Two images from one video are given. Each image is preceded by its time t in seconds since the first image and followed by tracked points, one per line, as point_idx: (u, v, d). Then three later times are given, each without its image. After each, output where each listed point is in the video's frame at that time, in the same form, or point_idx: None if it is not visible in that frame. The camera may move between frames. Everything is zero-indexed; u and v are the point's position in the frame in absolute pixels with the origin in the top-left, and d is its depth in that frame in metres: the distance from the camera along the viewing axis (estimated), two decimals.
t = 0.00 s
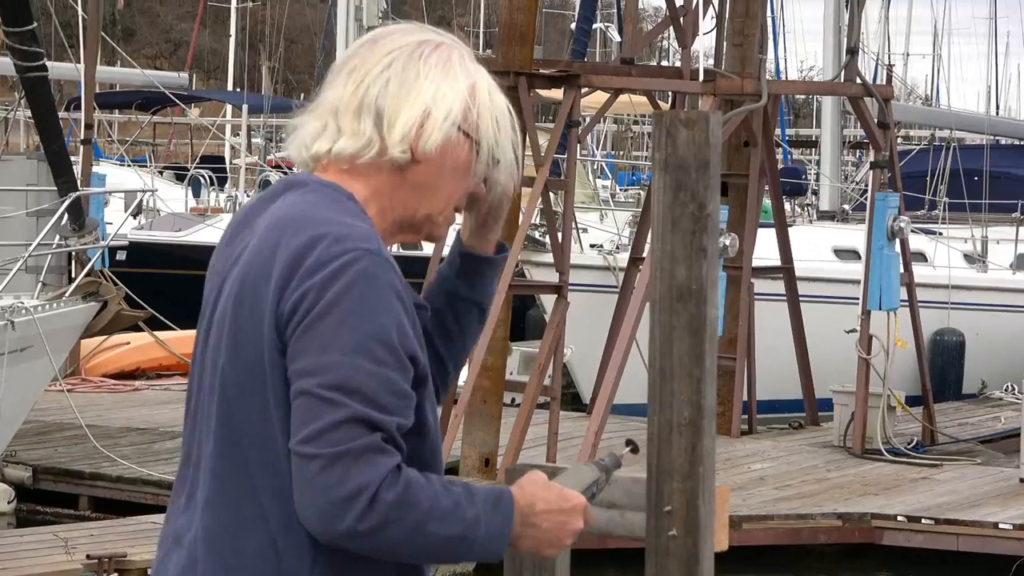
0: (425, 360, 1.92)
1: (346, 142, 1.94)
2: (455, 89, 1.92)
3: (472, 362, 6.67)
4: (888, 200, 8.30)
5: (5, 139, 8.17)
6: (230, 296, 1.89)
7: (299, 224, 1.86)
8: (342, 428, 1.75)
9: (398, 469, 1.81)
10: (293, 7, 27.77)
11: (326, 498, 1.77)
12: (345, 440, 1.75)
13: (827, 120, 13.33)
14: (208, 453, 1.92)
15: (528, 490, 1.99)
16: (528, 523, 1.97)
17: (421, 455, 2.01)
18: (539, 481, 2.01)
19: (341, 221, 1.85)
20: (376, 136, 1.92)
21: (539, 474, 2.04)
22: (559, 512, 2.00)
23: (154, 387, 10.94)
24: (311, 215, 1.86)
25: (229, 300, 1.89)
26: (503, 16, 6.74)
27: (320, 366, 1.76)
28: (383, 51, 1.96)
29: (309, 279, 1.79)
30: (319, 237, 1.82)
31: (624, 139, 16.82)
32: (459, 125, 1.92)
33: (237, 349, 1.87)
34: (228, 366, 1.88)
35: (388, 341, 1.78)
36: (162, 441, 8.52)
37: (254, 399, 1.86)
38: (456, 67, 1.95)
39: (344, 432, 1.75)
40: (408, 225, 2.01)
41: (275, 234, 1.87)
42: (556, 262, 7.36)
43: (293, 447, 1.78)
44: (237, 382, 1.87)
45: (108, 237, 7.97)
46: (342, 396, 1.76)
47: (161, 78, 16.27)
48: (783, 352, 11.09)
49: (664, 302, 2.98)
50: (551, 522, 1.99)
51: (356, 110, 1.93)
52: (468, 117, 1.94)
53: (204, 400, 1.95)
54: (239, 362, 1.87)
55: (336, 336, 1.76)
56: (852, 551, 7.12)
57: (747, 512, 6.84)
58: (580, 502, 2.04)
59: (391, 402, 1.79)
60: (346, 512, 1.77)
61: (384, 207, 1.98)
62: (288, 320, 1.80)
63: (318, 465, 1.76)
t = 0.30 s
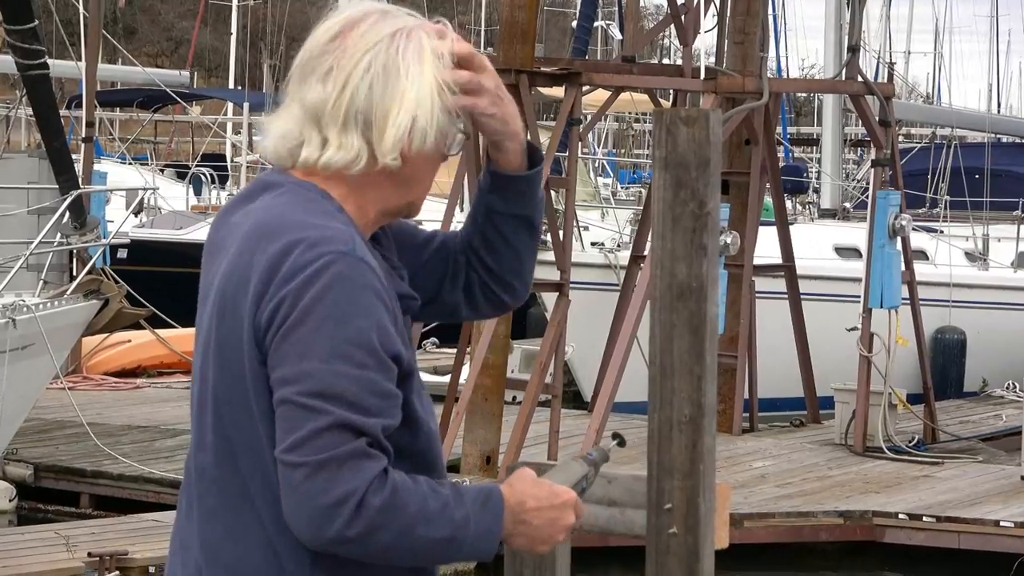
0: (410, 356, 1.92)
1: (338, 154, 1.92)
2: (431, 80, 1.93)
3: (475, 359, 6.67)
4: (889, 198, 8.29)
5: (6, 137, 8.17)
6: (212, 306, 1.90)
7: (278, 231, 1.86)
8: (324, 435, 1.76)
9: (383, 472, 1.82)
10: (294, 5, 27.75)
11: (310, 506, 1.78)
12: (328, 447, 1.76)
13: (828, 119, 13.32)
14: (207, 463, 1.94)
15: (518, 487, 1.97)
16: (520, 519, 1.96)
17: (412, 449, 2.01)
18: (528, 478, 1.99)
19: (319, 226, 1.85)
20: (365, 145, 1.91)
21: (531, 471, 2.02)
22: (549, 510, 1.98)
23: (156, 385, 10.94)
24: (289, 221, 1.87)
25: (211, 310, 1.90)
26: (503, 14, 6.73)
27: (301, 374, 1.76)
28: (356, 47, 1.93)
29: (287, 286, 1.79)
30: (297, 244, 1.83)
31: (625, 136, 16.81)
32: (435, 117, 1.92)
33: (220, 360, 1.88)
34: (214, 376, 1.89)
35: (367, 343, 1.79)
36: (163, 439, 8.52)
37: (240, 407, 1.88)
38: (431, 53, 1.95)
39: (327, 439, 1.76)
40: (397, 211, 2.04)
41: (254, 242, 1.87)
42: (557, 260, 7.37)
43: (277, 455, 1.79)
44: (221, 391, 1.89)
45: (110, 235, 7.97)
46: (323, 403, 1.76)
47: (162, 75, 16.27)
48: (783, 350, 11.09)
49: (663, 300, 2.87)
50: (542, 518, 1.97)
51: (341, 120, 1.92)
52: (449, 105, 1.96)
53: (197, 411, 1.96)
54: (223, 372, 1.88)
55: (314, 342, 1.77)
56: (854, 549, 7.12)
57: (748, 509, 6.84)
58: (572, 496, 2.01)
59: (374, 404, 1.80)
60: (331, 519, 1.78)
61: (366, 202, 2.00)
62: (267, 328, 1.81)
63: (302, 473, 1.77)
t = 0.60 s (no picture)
0: (414, 352, 1.92)
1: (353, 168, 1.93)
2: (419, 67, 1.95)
3: (477, 357, 6.66)
4: (890, 195, 8.30)
5: (7, 136, 8.16)
6: (218, 304, 1.90)
7: (282, 229, 1.86)
8: (326, 432, 1.76)
9: (386, 470, 1.81)
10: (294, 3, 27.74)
11: (312, 503, 1.77)
12: (331, 443, 1.76)
13: (828, 116, 13.32)
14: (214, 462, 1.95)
15: (518, 487, 1.98)
16: (521, 521, 1.96)
17: (418, 445, 2.01)
18: (531, 480, 1.99)
19: (324, 223, 1.85)
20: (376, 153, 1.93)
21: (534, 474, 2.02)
22: (553, 511, 1.99)
23: (157, 383, 10.95)
24: (293, 218, 1.87)
25: (218, 307, 1.90)
26: (504, 11, 6.73)
27: (304, 370, 1.77)
28: (349, 54, 1.93)
29: (290, 284, 1.79)
30: (300, 242, 1.83)
31: (626, 134, 16.80)
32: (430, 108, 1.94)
33: (224, 357, 1.88)
34: (219, 373, 1.90)
35: (372, 339, 1.79)
36: (165, 437, 8.53)
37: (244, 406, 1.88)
38: (415, 41, 1.96)
39: (330, 435, 1.76)
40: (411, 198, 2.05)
41: (259, 239, 1.87)
42: (558, 258, 7.37)
43: (281, 451, 1.79)
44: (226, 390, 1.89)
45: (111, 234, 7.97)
46: (327, 399, 1.76)
47: (163, 74, 16.26)
48: (784, 347, 11.08)
49: (665, 299, 2.79)
50: (545, 520, 1.98)
51: (349, 134, 1.92)
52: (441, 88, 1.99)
53: (203, 408, 1.97)
54: (227, 369, 1.88)
55: (318, 339, 1.77)
56: (856, 546, 7.12)
57: (750, 507, 6.84)
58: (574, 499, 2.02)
59: (377, 401, 1.80)
60: (333, 516, 1.78)
61: (379, 201, 2.01)
62: (270, 325, 1.81)
63: (304, 469, 1.77)
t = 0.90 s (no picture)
0: (428, 351, 1.91)
1: (343, 161, 1.93)
2: (429, 68, 1.92)
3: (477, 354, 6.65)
4: (892, 192, 8.31)
5: (8, 132, 8.17)
6: (234, 297, 1.89)
7: (300, 223, 1.86)
8: (338, 426, 1.75)
9: (396, 467, 1.81)
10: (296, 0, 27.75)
11: (322, 498, 1.77)
12: (342, 438, 1.75)
13: (829, 113, 13.32)
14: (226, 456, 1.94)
15: (530, 490, 1.97)
16: (532, 523, 1.95)
17: (428, 444, 2.01)
18: (541, 482, 1.98)
19: (343, 218, 1.85)
20: (373, 147, 1.92)
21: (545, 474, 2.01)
22: (565, 513, 1.97)
23: (158, 379, 10.95)
24: (310, 213, 1.86)
25: (234, 300, 1.89)
26: (506, 8, 6.73)
27: (317, 364, 1.76)
28: (356, 49, 1.92)
29: (306, 278, 1.79)
30: (317, 237, 1.82)
31: (627, 131, 16.79)
32: (427, 102, 1.92)
33: (240, 351, 1.88)
34: (234, 367, 1.89)
35: (386, 337, 1.78)
36: (166, 434, 8.53)
37: (258, 399, 1.87)
38: (429, 43, 1.93)
39: (341, 430, 1.76)
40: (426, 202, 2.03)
41: (276, 234, 1.87)
42: (559, 255, 7.37)
43: (293, 445, 1.79)
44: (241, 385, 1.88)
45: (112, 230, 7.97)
46: (339, 393, 1.76)
47: (164, 70, 16.26)
48: (785, 345, 11.09)
49: (667, 296, 2.78)
50: (556, 522, 1.97)
51: (348, 123, 1.92)
52: (456, 91, 1.95)
53: (215, 400, 1.96)
54: (242, 363, 1.88)
55: (333, 333, 1.76)
56: (857, 544, 7.12)
57: (751, 504, 6.84)
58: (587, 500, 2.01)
59: (389, 399, 1.79)
60: (341, 511, 1.77)
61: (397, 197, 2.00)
62: (286, 319, 1.80)
63: (314, 463, 1.76)
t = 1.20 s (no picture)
0: (432, 345, 1.93)
1: (332, 129, 1.99)
2: (443, 68, 1.96)
3: (477, 351, 6.64)
4: (892, 190, 8.31)
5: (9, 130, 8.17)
6: (239, 289, 1.90)
7: (305, 217, 1.87)
8: (345, 413, 1.76)
9: (404, 455, 1.82)
10: None
11: (329, 485, 1.78)
12: (348, 425, 1.76)
13: (830, 111, 13.31)
14: (224, 451, 1.94)
15: (541, 482, 1.96)
16: (544, 514, 1.95)
17: (434, 441, 2.02)
18: (552, 475, 1.97)
19: (347, 211, 1.86)
20: (364, 121, 1.97)
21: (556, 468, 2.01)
22: (576, 507, 1.97)
23: (158, 377, 10.96)
24: (315, 207, 1.87)
25: (238, 294, 1.90)
26: (506, 5, 6.72)
27: (323, 352, 1.77)
28: (378, 35, 1.99)
29: (311, 268, 1.80)
30: (322, 229, 1.83)
31: (627, 129, 16.78)
32: (427, 92, 1.95)
33: (244, 344, 1.88)
34: (237, 360, 1.90)
35: (393, 326, 1.79)
36: (166, 431, 8.53)
37: (261, 391, 1.88)
38: (452, 44, 1.98)
39: (348, 417, 1.76)
40: (410, 209, 2.05)
41: (281, 227, 1.88)
42: (559, 252, 7.36)
43: (299, 433, 1.80)
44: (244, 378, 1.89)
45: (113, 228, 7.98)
46: (346, 381, 1.77)
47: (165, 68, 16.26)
48: (785, 343, 11.09)
49: (667, 294, 2.78)
50: (567, 515, 1.96)
51: (347, 96, 1.98)
52: (462, 97, 1.98)
53: (215, 394, 1.96)
54: (245, 355, 1.88)
55: (338, 322, 1.77)
56: (857, 542, 7.12)
57: (751, 502, 6.85)
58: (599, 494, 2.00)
59: (396, 388, 1.80)
60: (349, 498, 1.78)
61: (391, 192, 2.02)
62: (291, 308, 1.81)
63: (321, 450, 1.77)
